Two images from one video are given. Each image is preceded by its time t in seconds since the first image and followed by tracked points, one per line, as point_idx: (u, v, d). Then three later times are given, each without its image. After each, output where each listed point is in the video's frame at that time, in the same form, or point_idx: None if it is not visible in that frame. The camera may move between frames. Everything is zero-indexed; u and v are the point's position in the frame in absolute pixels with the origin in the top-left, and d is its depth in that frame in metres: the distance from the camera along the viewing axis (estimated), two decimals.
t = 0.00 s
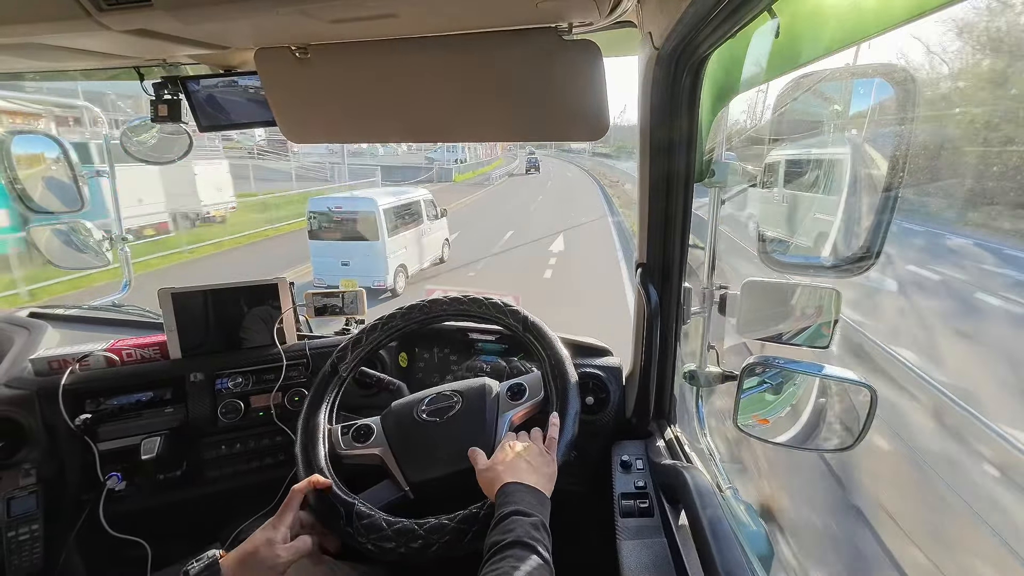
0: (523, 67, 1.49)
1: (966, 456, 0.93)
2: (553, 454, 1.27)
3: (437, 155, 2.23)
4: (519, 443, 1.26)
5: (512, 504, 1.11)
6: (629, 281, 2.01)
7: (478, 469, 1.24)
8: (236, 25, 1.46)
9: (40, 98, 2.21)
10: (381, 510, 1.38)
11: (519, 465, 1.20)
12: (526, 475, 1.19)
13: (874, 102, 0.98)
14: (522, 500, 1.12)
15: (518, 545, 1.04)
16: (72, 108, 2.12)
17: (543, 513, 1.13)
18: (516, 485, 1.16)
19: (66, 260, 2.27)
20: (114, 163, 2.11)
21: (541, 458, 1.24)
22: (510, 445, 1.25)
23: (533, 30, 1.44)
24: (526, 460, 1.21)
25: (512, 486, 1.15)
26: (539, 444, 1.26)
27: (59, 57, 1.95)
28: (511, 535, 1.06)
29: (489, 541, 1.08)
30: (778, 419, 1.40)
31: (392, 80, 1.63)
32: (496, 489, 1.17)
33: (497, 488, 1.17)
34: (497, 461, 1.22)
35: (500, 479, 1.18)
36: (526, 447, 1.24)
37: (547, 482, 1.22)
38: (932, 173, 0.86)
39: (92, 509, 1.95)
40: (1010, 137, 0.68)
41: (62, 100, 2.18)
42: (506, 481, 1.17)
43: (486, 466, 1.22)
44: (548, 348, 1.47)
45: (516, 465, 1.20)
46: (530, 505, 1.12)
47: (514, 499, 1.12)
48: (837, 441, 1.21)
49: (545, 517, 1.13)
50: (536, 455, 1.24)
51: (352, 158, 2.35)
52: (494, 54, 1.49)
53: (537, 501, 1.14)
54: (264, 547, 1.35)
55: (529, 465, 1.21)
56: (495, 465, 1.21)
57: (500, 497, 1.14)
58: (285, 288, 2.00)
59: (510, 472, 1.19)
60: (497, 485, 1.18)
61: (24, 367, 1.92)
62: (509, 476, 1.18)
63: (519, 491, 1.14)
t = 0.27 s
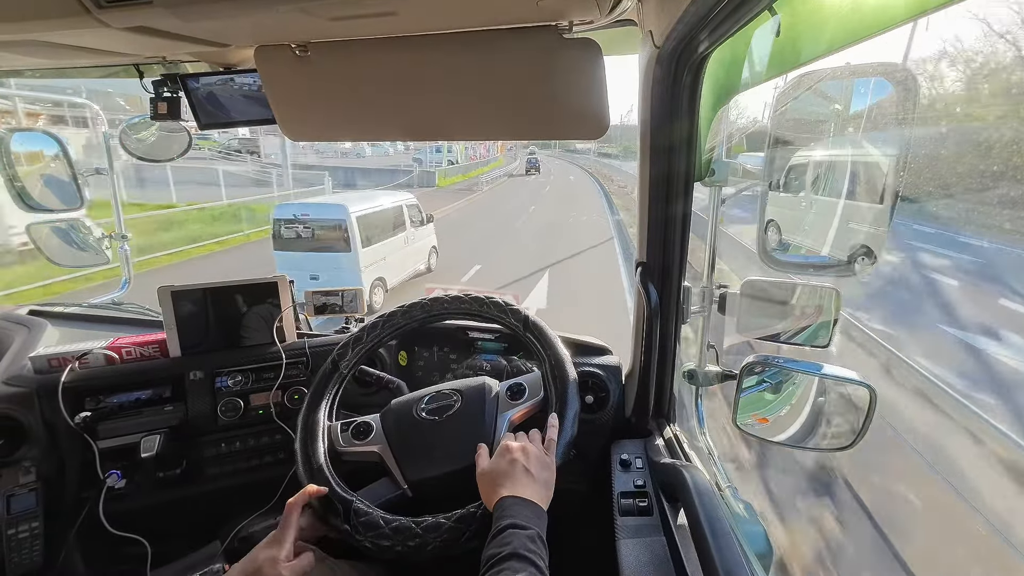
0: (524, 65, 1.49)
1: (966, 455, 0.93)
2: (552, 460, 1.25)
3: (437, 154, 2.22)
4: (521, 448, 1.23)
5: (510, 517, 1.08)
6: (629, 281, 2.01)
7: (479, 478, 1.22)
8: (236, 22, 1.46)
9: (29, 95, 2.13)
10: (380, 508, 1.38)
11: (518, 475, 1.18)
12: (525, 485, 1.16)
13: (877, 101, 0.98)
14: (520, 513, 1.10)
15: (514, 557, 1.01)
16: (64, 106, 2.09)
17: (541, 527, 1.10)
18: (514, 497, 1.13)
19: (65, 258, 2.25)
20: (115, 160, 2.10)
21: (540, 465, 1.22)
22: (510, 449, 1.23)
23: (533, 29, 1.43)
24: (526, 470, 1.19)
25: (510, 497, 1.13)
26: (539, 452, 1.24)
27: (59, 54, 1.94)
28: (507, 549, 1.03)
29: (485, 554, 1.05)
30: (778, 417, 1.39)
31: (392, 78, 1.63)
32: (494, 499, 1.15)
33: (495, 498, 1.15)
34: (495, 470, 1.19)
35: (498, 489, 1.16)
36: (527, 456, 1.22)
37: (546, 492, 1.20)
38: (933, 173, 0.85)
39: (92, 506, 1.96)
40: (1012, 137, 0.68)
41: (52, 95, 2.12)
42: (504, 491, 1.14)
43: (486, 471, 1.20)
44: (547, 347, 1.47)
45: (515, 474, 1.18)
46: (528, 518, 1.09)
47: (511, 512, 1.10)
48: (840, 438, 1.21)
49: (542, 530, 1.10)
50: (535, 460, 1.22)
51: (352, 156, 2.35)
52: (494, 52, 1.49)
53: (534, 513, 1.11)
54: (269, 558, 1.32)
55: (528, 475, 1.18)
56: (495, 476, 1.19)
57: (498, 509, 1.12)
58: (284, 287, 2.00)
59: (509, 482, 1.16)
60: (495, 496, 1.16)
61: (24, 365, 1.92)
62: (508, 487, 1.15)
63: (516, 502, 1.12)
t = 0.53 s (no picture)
0: (524, 63, 1.49)
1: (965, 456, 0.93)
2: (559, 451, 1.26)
3: (437, 154, 2.22)
4: (528, 442, 1.23)
5: (520, 510, 1.11)
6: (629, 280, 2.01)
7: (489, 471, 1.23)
8: (236, 22, 1.46)
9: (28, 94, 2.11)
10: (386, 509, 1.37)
11: (526, 469, 1.18)
12: (534, 479, 1.17)
13: (876, 100, 0.98)
14: (529, 505, 1.12)
15: (524, 549, 1.05)
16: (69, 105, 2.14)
17: (549, 519, 1.13)
18: (524, 491, 1.14)
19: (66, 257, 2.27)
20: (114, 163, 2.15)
21: (548, 459, 1.22)
22: (518, 442, 1.23)
23: (532, 28, 1.43)
24: (535, 464, 1.19)
25: (519, 492, 1.14)
26: (547, 445, 1.24)
27: (60, 54, 1.95)
28: (517, 542, 1.06)
29: (496, 547, 1.08)
30: (779, 417, 1.41)
31: (392, 78, 1.63)
32: (503, 493, 1.17)
33: (504, 493, 1.17)
34: (504, 465, 1.20)
35: (507, 484, 1.17)
36: (534, 449, 1.22)
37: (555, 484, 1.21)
38: (933, 172, 0.85)
39: (94, 505, 1.96)
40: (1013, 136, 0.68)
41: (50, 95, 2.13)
42: (513, 486, 1.16)
43: (494, 466, 1.21)
44: (547, 346, 1.47)
45: (523, 469, 1.18)
46: (537, 512, 1.11)
47: (521, 505, 1.12)
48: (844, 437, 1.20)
49: (552, 522, 1.12)
50: (543, 454, 1.22)
51: (353, 155, 2.35)
52: (495, 51, 1.49)
53: (542, 506, 1.13)
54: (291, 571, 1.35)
55: (537, 469, 1.19)
56: (504, 470, 1.19)
57: (507, 504, 1.14)
58: (285, 286, 2.00)
59: (518, 477, 1.17)
60: (504, 490, 1.17)
61: (25, 364, 1.92)
62: (516, 482, 1.16)
63: (525, 497, 1.13)
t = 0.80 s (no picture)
0: (524, 64, 1.48)
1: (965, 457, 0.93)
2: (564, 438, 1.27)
3: (438, 154, 2.23)
4: (534, 429, 1.24)
5: (525, 489, 1.11)
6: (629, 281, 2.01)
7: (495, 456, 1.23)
8: (236, 22, 1.46)
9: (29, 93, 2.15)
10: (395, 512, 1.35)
11: (532, 452, 1.19)
12: (539, 462, 1.17)
13: (877, 101, 0.97)
14: (533, 484, 1.12)
15: (529, 526, 1.04)
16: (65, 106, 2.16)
17: (555, 500, 1.11)
18: (529, 471, 1.14)
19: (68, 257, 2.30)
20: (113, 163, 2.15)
21: (552, 445, 1.22)
22: (523, 429, 1.23)
23: (533, 29, 1.42)
24: (540, 448, 1.20)
25: (524, 472, 1.14)
26: (552, 433, 1.25)
27: (60, 54, 1.95)
28: (522, 519, 1.06)
29: (501, 526, 1.08)
30: (778, 417, 1.40)
31: (393, 79, 1.63)
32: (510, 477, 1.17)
33: (510, 476, 1.17)
34: (509, 449, 1.20)
35: (512, 466, 1.18)
36: (539, 435, 1.23)
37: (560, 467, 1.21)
38: (933, 174, 0.85)
39: (92, 506, 1.96)
40: (1012, 138, 0.68)
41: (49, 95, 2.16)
42: (518, 467, 1.16)
43: (499, 452, 1.21)
44: (545, 342, 1.47)
45: (529, 453, 1.18)
46: (542, 491, 1.11)
47: (526, 484, 1.12)
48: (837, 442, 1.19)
49: (557, 502, 1.11)
50: (548, 441, 1.23)
51: (353, 156, 2.35)
52: (495, 51, 1.48)
53: (547, 485, 1.13)
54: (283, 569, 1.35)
55: (542, 453, 1.19)
56: (509, 453, 1.20)
57: (512, 483, 1.13)
58: (285, 287, 2.01)
59: (523, 460, 1.17)
60: (509, 473, 1.17)
61: (24, 364, 1.92)
62: (521, 463, 1.17)
63: (530, 476, 1.13)
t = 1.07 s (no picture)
0: (523, 65, 1.49)
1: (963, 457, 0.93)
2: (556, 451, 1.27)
3: (437, 154, 2.23)
4: (526, 442, 1.23)
5: (515, 511, 1.10)
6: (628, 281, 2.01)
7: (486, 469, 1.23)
8: (235, 22, 1.46)
9: (26, 93, 2.17)
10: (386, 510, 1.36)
11: (523, 469, 1.18)
12: (530, 480, 1.17)
13: (875, 102, 0.98)
14: (524, 506, 1.11)
15: (518, 550, 1.03)
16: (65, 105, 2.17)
17: (544, 520, 1.12)
18: (519, 491, 1.14)
19: (67, 258, 2.28)
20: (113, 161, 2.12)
21: (544, 459, 1.22)
22: (515, 442, 1.23)
23: (532, 29, 1.43)
24: (532, 464, 1.19)
25: (514, 491, 1.14)
26: (543, 445, 1.25)
27: (59, 54, 1.95)
28: (512, 542, 1.05)
29: (491, 547, 1.07)
30: (776, 418, 1.41)
31: (392, 79, 1.63)
32: (500, 490, 1.17)
33: (500, 492, 1.16)
34: (500, 464, 1.20)
35: (502, 483, 1.17)
36: (531, 448, 1.22)
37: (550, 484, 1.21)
38: (931, 174, 0.86)
39: (89, 508, 1.94)
40: (1011, 139, 0.68)
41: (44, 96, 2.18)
42: (508, 484, 1.16)
43: (491, 463, 1.21)
44: (546, 347, 1.47)
45: (520, 467, 1.18)
46: (533, 513, 1.11)
47: (517, 505, 1.11)
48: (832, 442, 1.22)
49: (547, 524, 1.12)
50: (540, 454, 1.22)
51: (352, 156, 2.35)
52: (494, 51, 1.48)
53: (537, 506, 1.13)
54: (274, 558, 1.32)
55: (533, 470, 1.19)
56: (500, 469, 1.20)
57: (502, 503, 1.13)
58: (284, 287, 2.01)
59: (514, 477, 1.17)
60: (499, 489, 1.17)
61: (22, 364, 1.91)
62: (512, 481, 1.16)
63: (521, 497, 1.13)
